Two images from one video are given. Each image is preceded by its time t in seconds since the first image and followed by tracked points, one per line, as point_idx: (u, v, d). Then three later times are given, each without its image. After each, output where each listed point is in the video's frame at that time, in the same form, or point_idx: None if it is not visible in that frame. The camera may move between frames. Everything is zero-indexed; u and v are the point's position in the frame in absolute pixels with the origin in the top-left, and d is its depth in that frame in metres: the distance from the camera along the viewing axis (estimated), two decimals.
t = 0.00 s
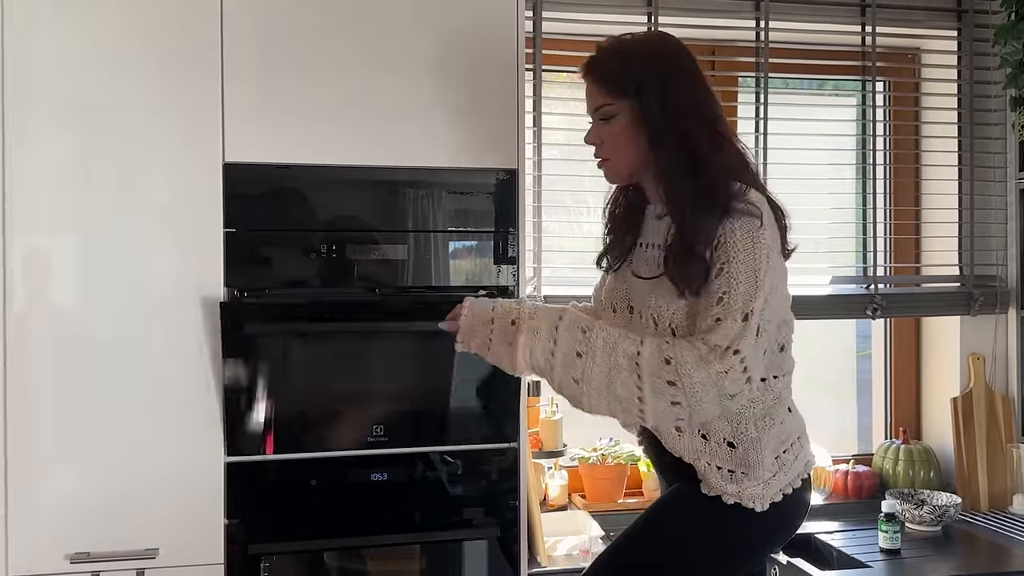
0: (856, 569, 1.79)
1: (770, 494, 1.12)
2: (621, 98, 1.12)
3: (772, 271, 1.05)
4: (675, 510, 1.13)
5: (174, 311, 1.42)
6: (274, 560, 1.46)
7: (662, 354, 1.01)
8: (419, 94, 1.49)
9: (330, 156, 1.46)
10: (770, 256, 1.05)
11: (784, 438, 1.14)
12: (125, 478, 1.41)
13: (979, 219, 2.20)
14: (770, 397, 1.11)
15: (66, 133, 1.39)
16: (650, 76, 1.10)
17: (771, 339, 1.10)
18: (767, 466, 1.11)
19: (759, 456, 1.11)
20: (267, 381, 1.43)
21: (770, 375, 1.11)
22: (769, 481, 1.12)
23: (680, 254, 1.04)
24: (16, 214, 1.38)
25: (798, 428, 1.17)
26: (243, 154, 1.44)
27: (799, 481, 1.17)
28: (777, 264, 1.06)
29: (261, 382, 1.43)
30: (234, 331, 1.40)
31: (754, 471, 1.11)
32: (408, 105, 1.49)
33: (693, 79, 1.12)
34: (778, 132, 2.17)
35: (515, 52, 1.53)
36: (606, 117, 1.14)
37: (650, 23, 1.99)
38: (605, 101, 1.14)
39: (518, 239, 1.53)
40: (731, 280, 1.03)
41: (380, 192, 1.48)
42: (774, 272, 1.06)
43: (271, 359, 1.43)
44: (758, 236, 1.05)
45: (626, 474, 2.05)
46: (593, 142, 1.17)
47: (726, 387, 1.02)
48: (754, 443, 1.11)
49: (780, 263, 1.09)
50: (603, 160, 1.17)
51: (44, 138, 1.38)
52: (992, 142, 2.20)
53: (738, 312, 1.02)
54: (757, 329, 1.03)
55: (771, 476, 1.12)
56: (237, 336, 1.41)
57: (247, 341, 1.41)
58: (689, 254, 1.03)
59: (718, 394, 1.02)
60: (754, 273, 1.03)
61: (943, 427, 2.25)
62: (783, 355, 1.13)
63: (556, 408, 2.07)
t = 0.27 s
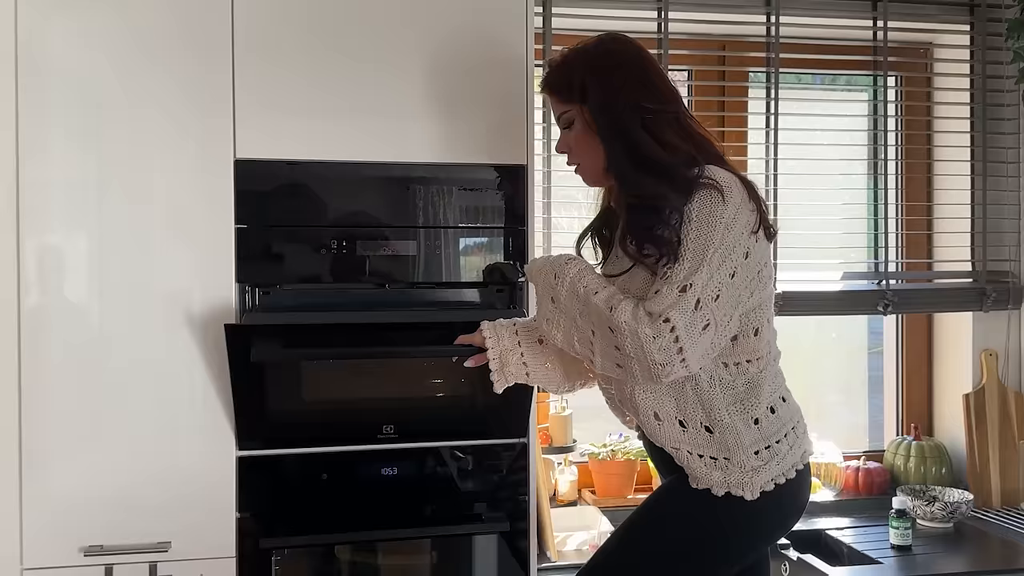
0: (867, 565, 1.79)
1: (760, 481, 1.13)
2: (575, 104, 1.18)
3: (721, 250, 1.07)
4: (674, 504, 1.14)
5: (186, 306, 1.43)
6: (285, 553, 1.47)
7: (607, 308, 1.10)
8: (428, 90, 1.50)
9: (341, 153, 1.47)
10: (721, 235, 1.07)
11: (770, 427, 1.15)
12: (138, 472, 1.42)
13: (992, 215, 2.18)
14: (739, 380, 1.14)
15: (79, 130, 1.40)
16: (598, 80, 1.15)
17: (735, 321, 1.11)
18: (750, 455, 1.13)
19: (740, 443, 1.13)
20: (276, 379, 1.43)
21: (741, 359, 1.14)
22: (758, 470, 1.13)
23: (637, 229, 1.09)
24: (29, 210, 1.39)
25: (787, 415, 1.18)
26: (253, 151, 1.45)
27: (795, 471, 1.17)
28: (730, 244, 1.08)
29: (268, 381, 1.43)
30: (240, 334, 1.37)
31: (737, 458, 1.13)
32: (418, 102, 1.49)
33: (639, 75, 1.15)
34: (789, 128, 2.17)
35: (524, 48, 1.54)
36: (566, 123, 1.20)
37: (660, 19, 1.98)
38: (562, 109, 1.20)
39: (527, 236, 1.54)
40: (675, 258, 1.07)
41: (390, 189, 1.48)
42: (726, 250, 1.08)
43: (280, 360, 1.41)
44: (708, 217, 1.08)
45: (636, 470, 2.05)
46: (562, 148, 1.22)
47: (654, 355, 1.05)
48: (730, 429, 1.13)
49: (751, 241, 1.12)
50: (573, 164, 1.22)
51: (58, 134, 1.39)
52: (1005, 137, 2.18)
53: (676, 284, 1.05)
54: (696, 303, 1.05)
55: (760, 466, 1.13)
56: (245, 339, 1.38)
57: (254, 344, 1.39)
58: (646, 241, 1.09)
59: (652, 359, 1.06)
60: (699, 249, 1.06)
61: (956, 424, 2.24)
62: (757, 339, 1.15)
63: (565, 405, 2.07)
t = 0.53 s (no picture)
0: (886, 561, 1.78)
1: (763, 475, 1.12)
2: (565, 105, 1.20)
3: (712, 247, 1.07)
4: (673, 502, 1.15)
5: (205, 301, 1.44)
6: (304, 545, 1.48)
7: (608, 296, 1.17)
8: (445, 85, 1.50)
9: (358, 147, 1.48)
10: (712, 231, 1.07)
11: (774, 422, 1.14)
12: (159, 464, 1.43)
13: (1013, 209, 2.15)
14: (740, 376, 1.14)
15: (101, 126, 1.41)
16: (585, 83, 1.16)
17: (731, 316, 1.11)
18: (752, 449, 1.13)
19: (741, 437, 1.13)
20: (295, 371, 1.44)
21: (741, 354, 1.14)
22: (760, 464, 1.13)
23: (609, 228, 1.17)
24: (52, 206, 1.40)
25: (793, 408, 1.17)
26: (272, 146, 1.46)
27: (800, 464, 1.16)
28: (722, 240, 1.08)
29: (288, 374, 1.44)
30: (260, 328, 1.39)
31: (739, 451, 1.13)
32: (435, 98, 1.50)
33: (620, 77, 1.15)
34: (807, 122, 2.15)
35: (540, 44, 1.54)
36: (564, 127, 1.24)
37: (677, 13, 1.98)
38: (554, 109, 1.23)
39: (543, 232, 1.54)
40: (665, 254, 1.07)
41: (408, 183, 1.49)
42: (718, 247, 1.07)
43: (298, 353, 1.42)
44: (698, 213, 1.07)
45: (653, 465, 2.05)
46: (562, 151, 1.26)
47: (642, 350, 1.07)
48: (732, 422, 1.13)
49: (747, 235, 1.11)
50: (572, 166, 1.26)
51: (80, 130, 1.41)
52: None
53: (664, 280, 1.06)
54: (683, 300, 1.06)
55: (762, 460, 1.13)
56: (266, 333, 1.39)
57: (273, 336, 1.40)
58: (622, 244, 1.18)
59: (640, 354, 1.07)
60: (688, 246, 1.06)
61: (976, 420, 2.22)
62: (757, 335, 1.14)
63: (582, 400, 2.07)
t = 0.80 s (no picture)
0: (893, 560, 1.77)
1: (762, 467, 1.12)
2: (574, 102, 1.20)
3: (716, 236, 1.07)
4: (672, 499, 1.14)
5: (213, 298, 1.45)
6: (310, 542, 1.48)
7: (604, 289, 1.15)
8: (451, 82, 1.50)
9: (365, 144, 1.48)
10: (717, 220, 1.07)
11: (775, 416, 1.14)
12: (166, 460, 1.44)
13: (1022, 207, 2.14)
14: (741, 368, 1.14)
15: (109, 123, 1.42)
16: (594, 80, 1.17)
17: (732, 308, 1.11)
18: (753, 440, 1.13)
19: (742, 427, 1.13)
20: (302, 368, 1.44)
21: (741, 348, 1.14)
22: (760, 456, 1.12)
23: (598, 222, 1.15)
24: (60, 202, 1.41)
25: (795, 404, 1.17)
26: (279, 143, 1.46)
27: (801, 460, 1.16)
28: (727, 231, 1.07)
29: (295, 370, 1.44)
30: (267, 324, 1.38)
31: (739, 442, 1.13)
32: (442, 94, 1.50)
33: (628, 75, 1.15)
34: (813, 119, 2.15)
35: (547, 41, 1.54)
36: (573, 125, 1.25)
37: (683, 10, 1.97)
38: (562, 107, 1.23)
39: (550, 229, 1.54)
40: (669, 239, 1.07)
41: (413, 180, 1.49)
42: (723, 237, 1.07)
43: (305, 349, 1.42)
44: (704, 202, 1.07)
45: (659, 463, 2.05)
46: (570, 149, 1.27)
47: (641, 332, 1.06)
48: (734, 413, 1.13)
49: (753, 229, 1.10)
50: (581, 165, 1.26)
51: (88, 128, 1.41)
52: None
53: (667, 265, 1.06)
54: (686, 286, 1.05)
55: (763, 452, 1.13)
56: (273, 330, 1.39)
57: (281, 333, 1.40)
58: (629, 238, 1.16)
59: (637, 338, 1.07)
60: (693, 233, 1.06)
61: (984, 418, 2.21)
62: (757, 328, 1.14)
63: (588, 398, 2.07)
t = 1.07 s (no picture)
0: (898, 561, 1.77)
1: (776, 472, 1.11)
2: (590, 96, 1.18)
3: (731, 239, 1.06)
4: (678, 501, 1.14)
5: (215, 298, 1.44)
6: (313, 543, 1.47)
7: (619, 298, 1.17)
8: (455, 81, 1.49)
9: (367, 145, 1.47)
10: (731, 223, 1.06)
11: (788, 420, 1.13)
12: (168, 461, 1.43)
13: None
14: (755, 373, 1.13)
15: (111, 123, 1.41)
16: (613, 77, 1.15)
17: (748, 312, 1.10)
18: (766, 445, 1.12)
19: (757, 434, 1.12)
20: (305, 368, 1.44)
21: (757, 351, 1.13)
22: (773, 461, 1.12)
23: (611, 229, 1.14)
24: (61, 202, 1.40)
25: (806, 407, 1.17)
26: (281, 143, 1.45)
27: (812, 464, 1.15)
28: (741, 234, 1.07)
29: (298, 370, 1.43)
30: (269, 323, 1.38)
31: (754, 448, 1.12)
32: (445, 94, 1.49)
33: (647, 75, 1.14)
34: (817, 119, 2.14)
35: (551, 40, 1.53)
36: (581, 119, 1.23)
37: (688, 10, 1.96)
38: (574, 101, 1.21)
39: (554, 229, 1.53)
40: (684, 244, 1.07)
41: (416, 181, 1.49)
42: (738, 240, 1.06)
43: (307, 349, 1.41)
44: (717, 205, 1.06)
45: (663, 464, 2.04)
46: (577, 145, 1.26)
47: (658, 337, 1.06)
48: (748, 419, 1.12)
49: (765, 231, 1.10)
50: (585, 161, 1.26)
51: (90, 127, 1.41)
52: None
53: (682, 270, 1.05)
54: (701, 290, 1.05)
55: (776, 457, 1.12)
56: (275, 330, 1.39)
57: (283, 333, 1.39)
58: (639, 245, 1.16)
59: (656, 344, 1.07)
60: (707, 237, 1.05)
61: (989, 419, 2.20)
62: (772, 332, 1.13)
63: (592, 398, 2.06)
